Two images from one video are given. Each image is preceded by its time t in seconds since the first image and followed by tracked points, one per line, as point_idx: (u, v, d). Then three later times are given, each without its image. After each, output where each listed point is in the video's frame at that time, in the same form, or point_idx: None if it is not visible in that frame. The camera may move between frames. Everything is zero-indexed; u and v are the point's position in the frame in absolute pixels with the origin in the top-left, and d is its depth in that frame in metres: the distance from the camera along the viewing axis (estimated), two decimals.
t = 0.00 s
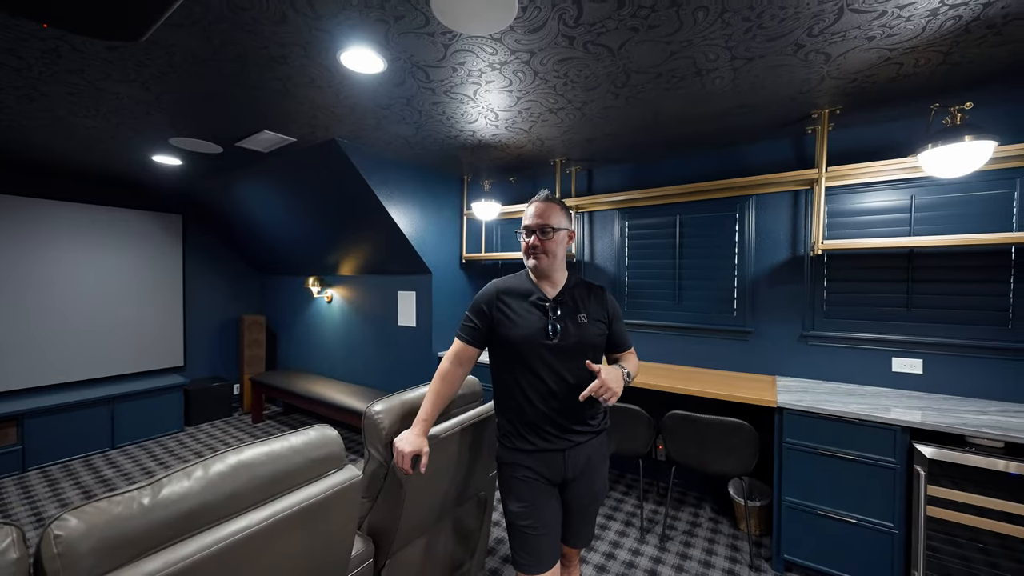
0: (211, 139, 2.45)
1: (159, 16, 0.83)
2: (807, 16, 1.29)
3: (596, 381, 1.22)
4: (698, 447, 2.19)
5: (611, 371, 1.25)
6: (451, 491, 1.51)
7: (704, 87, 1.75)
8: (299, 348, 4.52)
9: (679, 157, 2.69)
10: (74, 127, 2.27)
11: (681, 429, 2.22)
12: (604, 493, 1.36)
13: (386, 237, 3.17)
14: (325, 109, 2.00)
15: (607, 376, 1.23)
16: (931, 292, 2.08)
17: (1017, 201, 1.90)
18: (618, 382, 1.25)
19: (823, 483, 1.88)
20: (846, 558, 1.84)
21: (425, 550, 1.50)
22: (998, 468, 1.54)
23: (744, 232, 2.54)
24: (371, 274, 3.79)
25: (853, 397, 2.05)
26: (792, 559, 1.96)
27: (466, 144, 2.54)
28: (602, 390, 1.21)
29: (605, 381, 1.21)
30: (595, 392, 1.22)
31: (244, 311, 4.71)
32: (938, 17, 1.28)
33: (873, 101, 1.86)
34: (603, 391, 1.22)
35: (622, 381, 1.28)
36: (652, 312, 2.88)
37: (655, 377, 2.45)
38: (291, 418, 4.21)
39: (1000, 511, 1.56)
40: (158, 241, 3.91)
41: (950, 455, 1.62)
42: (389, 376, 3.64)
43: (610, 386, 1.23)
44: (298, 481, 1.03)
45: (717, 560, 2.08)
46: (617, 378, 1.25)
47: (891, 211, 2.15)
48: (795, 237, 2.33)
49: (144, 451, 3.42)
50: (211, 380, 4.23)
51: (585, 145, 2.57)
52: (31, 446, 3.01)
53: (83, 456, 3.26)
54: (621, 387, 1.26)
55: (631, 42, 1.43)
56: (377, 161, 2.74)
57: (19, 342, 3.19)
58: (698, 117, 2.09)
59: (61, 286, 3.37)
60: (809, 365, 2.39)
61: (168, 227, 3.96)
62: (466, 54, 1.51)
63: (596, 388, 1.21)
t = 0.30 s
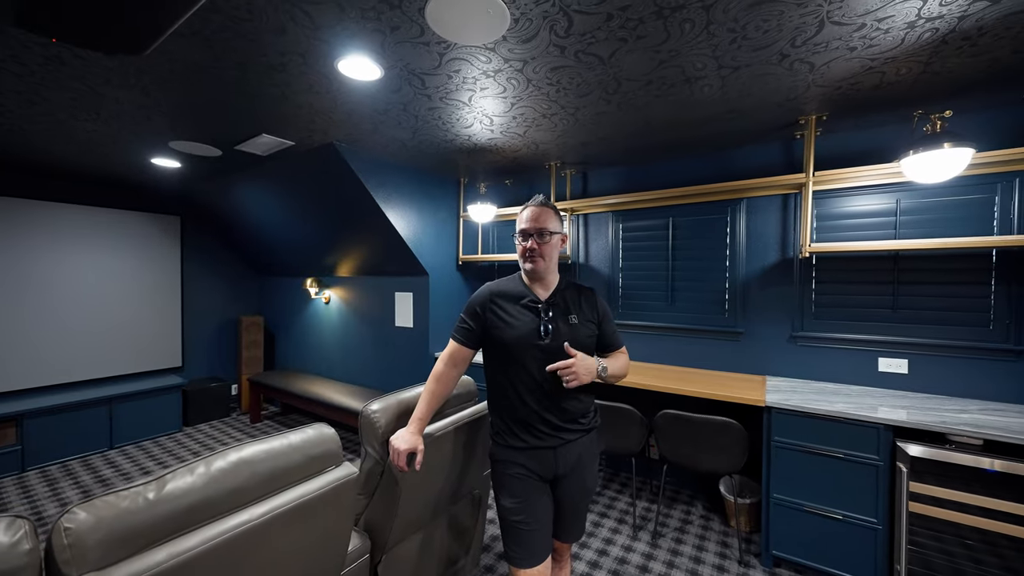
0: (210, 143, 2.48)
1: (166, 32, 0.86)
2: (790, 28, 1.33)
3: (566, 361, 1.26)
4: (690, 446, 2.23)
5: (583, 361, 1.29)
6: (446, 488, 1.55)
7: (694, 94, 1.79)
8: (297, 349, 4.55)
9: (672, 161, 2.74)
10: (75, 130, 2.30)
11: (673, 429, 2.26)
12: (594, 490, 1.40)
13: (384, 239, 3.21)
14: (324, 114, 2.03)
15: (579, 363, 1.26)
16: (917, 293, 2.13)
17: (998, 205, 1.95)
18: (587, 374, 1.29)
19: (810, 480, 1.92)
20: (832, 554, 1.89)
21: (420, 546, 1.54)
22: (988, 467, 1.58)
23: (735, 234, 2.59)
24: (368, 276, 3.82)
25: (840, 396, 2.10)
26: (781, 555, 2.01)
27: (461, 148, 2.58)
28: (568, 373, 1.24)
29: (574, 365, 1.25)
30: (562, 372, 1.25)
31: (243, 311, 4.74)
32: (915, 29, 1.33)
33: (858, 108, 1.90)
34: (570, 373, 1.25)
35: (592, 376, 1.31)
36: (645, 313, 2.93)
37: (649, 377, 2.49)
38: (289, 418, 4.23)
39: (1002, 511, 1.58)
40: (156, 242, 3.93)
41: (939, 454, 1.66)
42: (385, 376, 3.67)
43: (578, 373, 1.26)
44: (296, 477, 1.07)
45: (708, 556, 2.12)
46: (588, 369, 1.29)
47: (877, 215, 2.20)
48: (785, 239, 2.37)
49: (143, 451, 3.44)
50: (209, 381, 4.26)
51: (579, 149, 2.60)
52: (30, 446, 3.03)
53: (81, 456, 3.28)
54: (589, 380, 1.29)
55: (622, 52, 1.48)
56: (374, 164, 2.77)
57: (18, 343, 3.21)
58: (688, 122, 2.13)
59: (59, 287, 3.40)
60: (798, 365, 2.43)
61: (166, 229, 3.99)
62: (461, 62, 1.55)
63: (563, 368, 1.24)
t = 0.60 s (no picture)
0: (210, 147, 2.52)
1: (173, 48, 0.90)
2: (773, 40, 1.38)
3: (555, 370, 1.31)
4: (682, 445, 2.28)
5: (572, 367, 1.34)
6: (442, 486, 1.59)
7: (684, 101, 1.84)
8: (295, 349, 4.58)
9: (665, 165, 2.79)
10: (77, 135, 2.34)
11: (665, 428, 2.31)
12: (585, 486, 1.44)
13: (381, 240, 3.25)
14: (323, 120, 2.08)
15: (568, 370, 1.32)
16: (902, 295, 2.18)
17: (979, 209, 2.01)
18: (576, 379, 1.34)
19: (797, 477, 1.98)
20: (818, 549, 1.94)
21: (417, 541, 1.58)
22: (975, 465, 1.62)
23: (726, 237, 2.64)
24: (366, 277, 3.86)
25: (827, 395, 2.15)
26: (769, 550, 2.06)
27: (458, 152, 2.63)
28: (557, 380, 1.30)
29: (562, 372, 1.31)
30: (551, 380, 1.31)
31: (241, 312, 4.77)
32: (893, 41, 1.38)
33: (844, 114, 1.96)
34: (558, 380, 1.30)
35: (581, 381, 1.37)
36: (639, 314, 2.98)
37: (641, 376, 2.54)
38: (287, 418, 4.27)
39: (1004, 511, 1.59)
40: (155, 244, 3.96)
41: (929, 453, 1.70)
42: (383, 376, 3.71)
43: (567, 379, 1.32)
44: (296, 473, 1.11)
45: (698, 552, 2.17)
46: (576, 375, 1.35)
47: (863, 218, 2.26)
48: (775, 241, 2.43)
49: (143, 450, 3.47)
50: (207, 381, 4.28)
51: (573, 153, 2.65)
52: (30, 446, 3.06)
53: (81, 456, 3.30)
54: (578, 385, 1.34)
55: (612, 61, 1.52)
56: (372, 167, 2.81)
57: (18, 343, 3.24)
58: (679, 128, 2.18)
59: (59, 288, 3.42)
60: (788, 364, 2.49)
61: (165, 230, 4.02)
62: (457, 70, 1.59)
63: (552, 376, 1.30)
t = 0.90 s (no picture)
0: (210, 150, 2.55)
1: (178, 65, 0.94)
2: (758, 52, 1.43)
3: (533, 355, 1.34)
4: (674, 444, 2.33)
5: (552, 355, 1.35)
6: (437, 484, 1.63)
7: (674, 108, 1.89)
8: (293, 350, 4.61)
9: (658, 169, 2.84)
10: (78, 139, 2.37)
11: (657, 427, 2.36)
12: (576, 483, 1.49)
13: (379, 242, 3.28)
14: (321, 125, 2.11)
15: (546, 356, 1.33)
16: (888, 297, 2.23)
17: (962, 214, 2.06)
18: (555, 366, 1.34)
19: (784, 475, 2.03)
20: (805, 545, 1.99)
21: (412, 538, 1.63)
22: (963, 464, 1.67)
23: (718, 240, 2.69)
24: (363, 278, 3.90)
25: (814, 395, 2.20)
26: (757, 547, 2.11)
27: (454, 156, 2.66)
28: (534, 364, 1.32)
29: (540, 357, 1.33)
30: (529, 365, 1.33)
31: (239, 313, 4.79)
32: (873, 54, 1.43)
33: (830, 122, 2.01)
34: (536, 365, 1.32)
35: (560, 370, 1.36)
36: (633, 315, 3.02)
37: (633, 377, 2.58)
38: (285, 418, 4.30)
39: (1000, 511, 1.64)
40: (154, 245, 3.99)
41: (918, 452, 1.75)
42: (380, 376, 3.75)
43: (545, 365, 1.33)
44: (295, 471, 1.15)
45: (689, 549, 2.22)
46: (555, 362, 1.35)
47: (851, 222, 2.31)
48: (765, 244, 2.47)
49: (142, 450, 3.50)
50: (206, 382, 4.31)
51: (568, 157, 2.69)
52: (30, 447, 3.08)
53: (81, 456, 3.33)
54: (557, 372, 1.35)
55: (603, 71, 1.56)
56: (369, 171, 2.85)
57: (18, 344, 3.26)
58: (671, 134, 2.22)
59: (59, 290, 3.45)
60: (778, 365, 2.54)
61: (163, 232, 4.04)
62: (453, 79, 1.63)
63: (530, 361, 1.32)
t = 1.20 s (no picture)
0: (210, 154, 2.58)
1: (186, 80, 0.98)
2: (744, 63, 1.48)
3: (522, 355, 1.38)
4: (667, 443, 2.38)
5: (540, 354, 1.40)
6: (435, 481, 1.68)
7: (666, 115, 1.94)
8: (292, 350, 4.65)
9: (652, 173, 2.89)
10: (81, 143, 2.40)
11: (650, 426, 2.41)
12: (568, 479, 1.54)
13: (377, 244, 3.33)
14: (321, 131, 2.16)
15: (535, 355, 1.38)
16: (874, 299, 2.29)
17: (945, 218, 2.12)
18: (544, 364, 1.39)
19: (773, 473, 2.08)
20: (793, 541, 2.05)
21: (410, 534, 1.67)
22: (952, 462, 1.71)
23: (710, 242, 2.75)
24: (362, 279, 3.94)
25: (803, 395, 2.26)
26: (747, 543, 2.16)
27: (451, 159, 2.71)
28: (524, 364, 1.36)
29: (529, 357, 1.37)
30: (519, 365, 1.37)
31: (238, 314, 4.82)
32: (855, 66, 1.48)
33: (817, 128, 2.06)
34: (525, 365, 1.36)
35: (549, 368, 1.41)
36: (627, 317, 3.07)
37: (627, 377, 2.63)
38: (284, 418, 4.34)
39: (976, 505, 1.70)
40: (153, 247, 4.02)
41: (906, 450, 1.80)
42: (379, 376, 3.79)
43: (534, 364, 1.37)
44: (298, 469, 1.20)
45: (681, 545, 2.27)
46: (544, 361, 1.39)
47: (839, 226, 2.37)
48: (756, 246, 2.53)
49: (142, 450, 3.53)
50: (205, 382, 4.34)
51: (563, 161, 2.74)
52: (32, 447, 3.11)
53: (81, 456, 3.36)
54: (546, 371, 1.39)
55: (596, 81, 1.61)
56: (368, 174, 2.90)
57: (19, 345, 3.29)
58: (664, 139, 2.28)
59: (59, 291, 3.48)
60: (768, 365, 2.59)
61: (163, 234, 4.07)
62: (450, 87, 1.67)
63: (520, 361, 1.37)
